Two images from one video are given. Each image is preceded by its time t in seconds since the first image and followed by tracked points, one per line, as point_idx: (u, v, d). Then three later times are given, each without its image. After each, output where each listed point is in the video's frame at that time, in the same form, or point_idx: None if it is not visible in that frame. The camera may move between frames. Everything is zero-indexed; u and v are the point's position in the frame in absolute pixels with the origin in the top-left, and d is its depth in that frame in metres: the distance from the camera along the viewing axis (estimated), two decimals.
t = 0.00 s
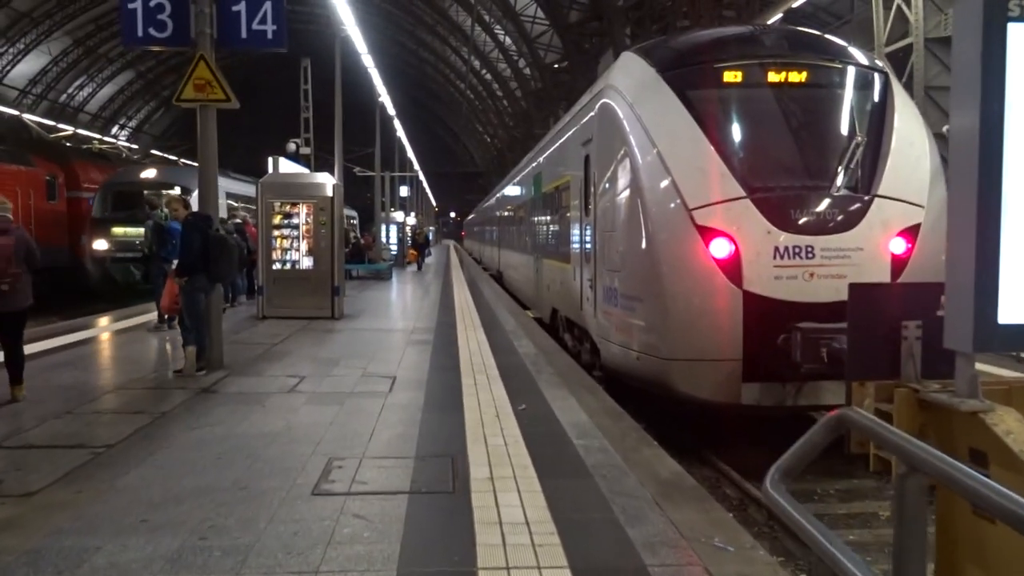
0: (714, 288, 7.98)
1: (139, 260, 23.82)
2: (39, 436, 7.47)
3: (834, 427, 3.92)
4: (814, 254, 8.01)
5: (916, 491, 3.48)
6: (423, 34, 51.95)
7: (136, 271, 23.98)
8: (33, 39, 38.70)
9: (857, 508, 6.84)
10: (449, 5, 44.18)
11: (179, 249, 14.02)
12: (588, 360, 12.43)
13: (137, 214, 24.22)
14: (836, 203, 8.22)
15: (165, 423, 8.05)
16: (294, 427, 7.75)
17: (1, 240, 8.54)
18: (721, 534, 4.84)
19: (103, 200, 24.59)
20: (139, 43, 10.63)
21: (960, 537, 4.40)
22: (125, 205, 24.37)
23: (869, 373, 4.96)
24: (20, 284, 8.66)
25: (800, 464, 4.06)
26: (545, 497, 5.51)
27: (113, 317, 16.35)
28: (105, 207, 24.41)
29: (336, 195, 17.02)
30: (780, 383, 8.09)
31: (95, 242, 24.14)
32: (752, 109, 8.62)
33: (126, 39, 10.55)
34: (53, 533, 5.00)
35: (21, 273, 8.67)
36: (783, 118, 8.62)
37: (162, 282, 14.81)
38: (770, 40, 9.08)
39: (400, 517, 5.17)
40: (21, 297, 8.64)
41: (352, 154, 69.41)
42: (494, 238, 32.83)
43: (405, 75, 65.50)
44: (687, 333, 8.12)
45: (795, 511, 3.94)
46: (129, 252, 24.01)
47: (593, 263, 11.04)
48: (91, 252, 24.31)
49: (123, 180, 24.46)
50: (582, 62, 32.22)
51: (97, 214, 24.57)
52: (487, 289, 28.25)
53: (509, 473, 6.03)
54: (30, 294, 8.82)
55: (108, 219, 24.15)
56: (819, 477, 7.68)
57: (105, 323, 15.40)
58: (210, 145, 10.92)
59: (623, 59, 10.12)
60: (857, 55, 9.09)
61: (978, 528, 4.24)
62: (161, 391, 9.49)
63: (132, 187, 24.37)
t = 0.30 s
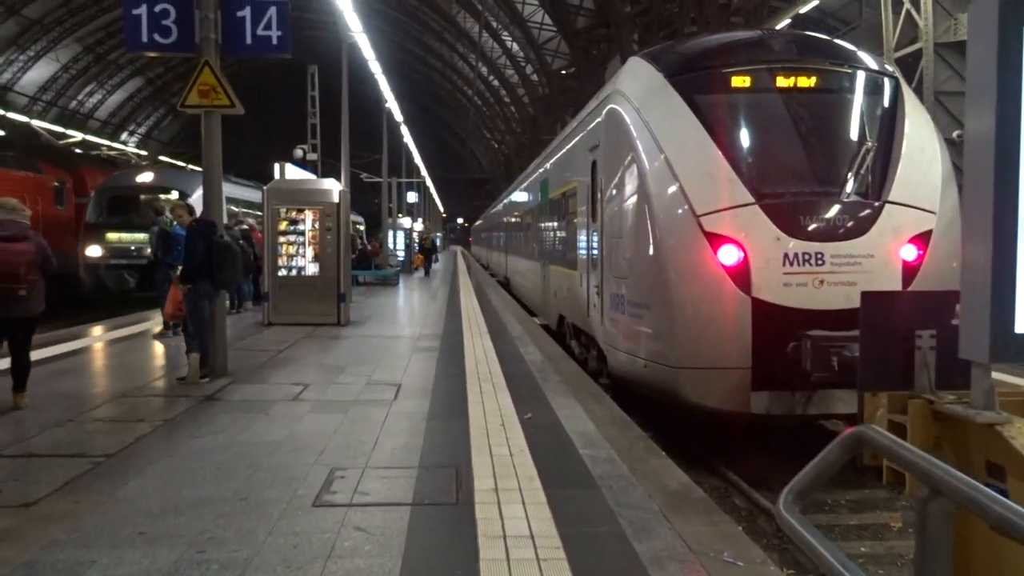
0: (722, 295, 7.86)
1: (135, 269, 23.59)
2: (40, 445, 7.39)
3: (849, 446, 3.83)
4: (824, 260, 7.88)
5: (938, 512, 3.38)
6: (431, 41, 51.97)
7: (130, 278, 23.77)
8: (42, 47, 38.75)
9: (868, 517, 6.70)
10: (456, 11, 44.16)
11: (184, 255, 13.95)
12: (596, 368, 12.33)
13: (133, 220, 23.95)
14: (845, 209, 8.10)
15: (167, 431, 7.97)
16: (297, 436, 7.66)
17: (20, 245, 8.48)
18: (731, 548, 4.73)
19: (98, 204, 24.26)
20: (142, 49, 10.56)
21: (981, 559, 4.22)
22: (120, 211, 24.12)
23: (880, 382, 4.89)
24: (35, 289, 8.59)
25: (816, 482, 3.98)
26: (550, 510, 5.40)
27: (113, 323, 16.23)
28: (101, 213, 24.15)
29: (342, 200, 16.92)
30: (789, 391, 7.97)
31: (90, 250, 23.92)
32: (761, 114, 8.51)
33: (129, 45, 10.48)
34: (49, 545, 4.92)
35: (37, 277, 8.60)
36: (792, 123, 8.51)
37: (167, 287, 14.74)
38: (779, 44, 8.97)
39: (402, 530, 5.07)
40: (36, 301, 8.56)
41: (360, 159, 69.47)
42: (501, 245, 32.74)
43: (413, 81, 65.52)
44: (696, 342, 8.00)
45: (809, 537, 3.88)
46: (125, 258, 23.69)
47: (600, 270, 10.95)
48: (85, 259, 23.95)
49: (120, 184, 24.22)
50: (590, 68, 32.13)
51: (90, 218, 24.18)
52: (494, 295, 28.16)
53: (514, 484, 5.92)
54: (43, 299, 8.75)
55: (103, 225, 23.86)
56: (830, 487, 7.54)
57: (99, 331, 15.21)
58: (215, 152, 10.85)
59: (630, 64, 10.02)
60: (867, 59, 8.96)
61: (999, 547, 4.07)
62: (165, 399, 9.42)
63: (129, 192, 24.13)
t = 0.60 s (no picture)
0: (750, 310, 7.71)
1: (150, 284, 23.28)
2: (64, 462, 7.36)
3: (884, 480, 3.58)
4: (855, 275, 7.70)
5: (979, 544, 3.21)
6: (458, 56, 52.09)
7: (145, 294, 23.29)
8: (77, 65, 39.12)
9: (902, 540, 6.50)
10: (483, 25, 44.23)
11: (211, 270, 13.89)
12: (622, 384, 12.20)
13: (147, 234, 23.79)
14: (876, 222, 7.93)
15: (191, 448, 7.92)
16: (319, 454, 7.58)
17: (43, 261, 8.46)
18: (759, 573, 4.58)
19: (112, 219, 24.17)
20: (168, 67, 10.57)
21: None
22: (135, 225, 23.97)
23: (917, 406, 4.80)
24: (60, 305, 8.56)
25: (845, 518, 3.70)
26: (574, 533, 5.26)
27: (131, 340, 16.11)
28: (117, 227, 23.90)
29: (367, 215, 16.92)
30: (819, 409, 7.79)
31: (105, 265, 23.58)
32: (789, 126, 8.36)
33: (155, 63, 10.49)
34: (65, 566, 4.87)
35: (62, 293, 8.56)
36: (821, 135, 8.36)
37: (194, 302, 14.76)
38: (806, 55, 8.82)
39: (423, 554, 4.94)
40: (60, 317, 8.53)
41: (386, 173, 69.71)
42: (527, 259, 32.67)
43: (440, 95, 65.72)
44: (724, 359, 7.84)
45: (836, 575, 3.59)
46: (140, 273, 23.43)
47: (625, 284, 10.83)
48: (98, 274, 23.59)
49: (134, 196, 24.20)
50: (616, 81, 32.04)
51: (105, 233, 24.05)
52: (521, 309, 28.06)
53: (537, 505, 5.78)
54: (71, 315, 8.71)
55: (117, 239, 23.65)
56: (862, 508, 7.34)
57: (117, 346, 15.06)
58: (240, 168, 10.85)
59: (655, 76, 9.90)
60: (897, 69, 8.79)
61: None
62: (188, 415, 9.39)
63: (145, 204, 24.10)
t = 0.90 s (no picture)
0: (790, 324, 7.53)
1: (177, 297, 23.09)
2: (98, 475, 7.37)
3: (928, 516, 3.30)
4: (899, 288, 7.49)
5: None
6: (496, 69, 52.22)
7: (173, 307, 23.07)
8: (124, 82, 39.60)
9: (951, 561, 6.27)
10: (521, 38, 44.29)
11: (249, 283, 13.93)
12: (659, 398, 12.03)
13: (175, 246, 23.87)
14: (921, 233, 7.71)
15: (224, 462, 7.89)
16: (351, 468, 7.51)
17: (69, 275, 8.49)
18: None
19: (143, 231, 24.36)
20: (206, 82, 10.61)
21: None
22: (163, 235, 24.14)
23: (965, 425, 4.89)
24: (91, 319, 8.58)
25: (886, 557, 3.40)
26: (607, 553, 5.12)
27: (156, 355, 15.95)
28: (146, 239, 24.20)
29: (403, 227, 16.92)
30: (862, 426, 7.57)
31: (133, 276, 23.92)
32: (831, 136, 8.18)
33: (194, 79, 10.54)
34: None
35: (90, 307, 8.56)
36: (863, 144, 8.17)
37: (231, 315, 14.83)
38: (848, 64, 8.63)
39: None
40: (91, 331, 8.54)
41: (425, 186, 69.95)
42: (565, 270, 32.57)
43: (479, 108, 65.92)
44: (763, 374, 7.66)
45: None
46: (167, 286, 23.36)
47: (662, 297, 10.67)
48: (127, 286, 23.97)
49: (163, 208, 24.35)
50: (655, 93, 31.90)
51: (136, 245, 24.24)
52: (558, 320, 27.98)
53: (570, 523, 5.64)
54: (106, 327, 8.73)
55: (145, 251, 23.94)
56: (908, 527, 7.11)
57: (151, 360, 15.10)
58: (277, 181, 10.87)
59: (693, 86, 9.75)
60: (942, 77, 8.58)
61: None
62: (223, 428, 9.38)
63: (175, 215, 24.23)
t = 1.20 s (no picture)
0: (816, 333, 7.38)
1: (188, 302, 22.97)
2: (116, 481, 7.33)
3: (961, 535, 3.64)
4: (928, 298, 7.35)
5: None
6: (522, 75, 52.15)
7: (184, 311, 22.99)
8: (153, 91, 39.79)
9: None
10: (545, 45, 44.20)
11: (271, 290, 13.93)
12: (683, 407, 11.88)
13: (190, 251, 23.84)
14: (950, 242, 7.55)
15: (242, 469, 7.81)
16: (370, 477, 7.43)
17: (83, 279, 8.53)
18: None
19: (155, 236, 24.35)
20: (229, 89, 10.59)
21: None
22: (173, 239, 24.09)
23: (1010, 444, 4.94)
24: (110, 320, 8.57)
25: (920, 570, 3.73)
26: (626, 567, 5.00)
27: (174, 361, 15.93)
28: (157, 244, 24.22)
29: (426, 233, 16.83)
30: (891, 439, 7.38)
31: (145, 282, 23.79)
32: (857, 143, 8.00)
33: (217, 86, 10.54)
34: None
35: (106, 308, 8.57)
36: (891, 151, 8.00)
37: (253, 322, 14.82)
38: (876, 69, 8.40)
39: None
40: (110, 332, 8.51)
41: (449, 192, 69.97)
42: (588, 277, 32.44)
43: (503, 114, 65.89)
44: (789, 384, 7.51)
45: None
46: (179, 291, 23.22)
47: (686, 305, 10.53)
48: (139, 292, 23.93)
49: (179, 212, 24.41)
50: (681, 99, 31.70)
51: (149, 250, 24.25)
52: (582, 328, 27.82)
53: (589, 536, 5.53)
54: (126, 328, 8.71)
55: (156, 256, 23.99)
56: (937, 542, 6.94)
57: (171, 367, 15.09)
58: (298, 187, 10.84)
59: (718, 93, 9.60)
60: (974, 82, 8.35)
61: None
62: (243, 434, 9.34)
63: (189, 219, 24.25)
